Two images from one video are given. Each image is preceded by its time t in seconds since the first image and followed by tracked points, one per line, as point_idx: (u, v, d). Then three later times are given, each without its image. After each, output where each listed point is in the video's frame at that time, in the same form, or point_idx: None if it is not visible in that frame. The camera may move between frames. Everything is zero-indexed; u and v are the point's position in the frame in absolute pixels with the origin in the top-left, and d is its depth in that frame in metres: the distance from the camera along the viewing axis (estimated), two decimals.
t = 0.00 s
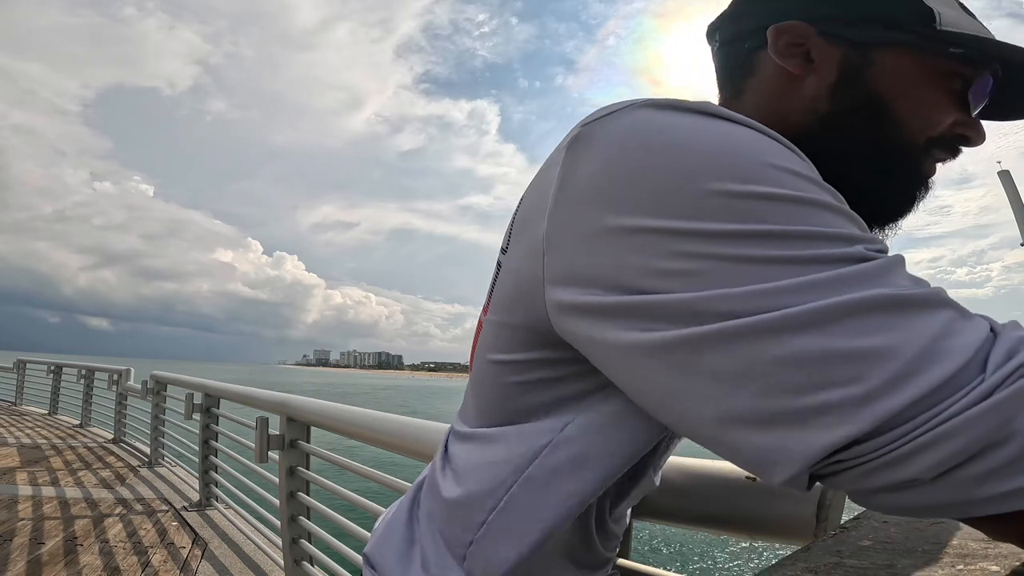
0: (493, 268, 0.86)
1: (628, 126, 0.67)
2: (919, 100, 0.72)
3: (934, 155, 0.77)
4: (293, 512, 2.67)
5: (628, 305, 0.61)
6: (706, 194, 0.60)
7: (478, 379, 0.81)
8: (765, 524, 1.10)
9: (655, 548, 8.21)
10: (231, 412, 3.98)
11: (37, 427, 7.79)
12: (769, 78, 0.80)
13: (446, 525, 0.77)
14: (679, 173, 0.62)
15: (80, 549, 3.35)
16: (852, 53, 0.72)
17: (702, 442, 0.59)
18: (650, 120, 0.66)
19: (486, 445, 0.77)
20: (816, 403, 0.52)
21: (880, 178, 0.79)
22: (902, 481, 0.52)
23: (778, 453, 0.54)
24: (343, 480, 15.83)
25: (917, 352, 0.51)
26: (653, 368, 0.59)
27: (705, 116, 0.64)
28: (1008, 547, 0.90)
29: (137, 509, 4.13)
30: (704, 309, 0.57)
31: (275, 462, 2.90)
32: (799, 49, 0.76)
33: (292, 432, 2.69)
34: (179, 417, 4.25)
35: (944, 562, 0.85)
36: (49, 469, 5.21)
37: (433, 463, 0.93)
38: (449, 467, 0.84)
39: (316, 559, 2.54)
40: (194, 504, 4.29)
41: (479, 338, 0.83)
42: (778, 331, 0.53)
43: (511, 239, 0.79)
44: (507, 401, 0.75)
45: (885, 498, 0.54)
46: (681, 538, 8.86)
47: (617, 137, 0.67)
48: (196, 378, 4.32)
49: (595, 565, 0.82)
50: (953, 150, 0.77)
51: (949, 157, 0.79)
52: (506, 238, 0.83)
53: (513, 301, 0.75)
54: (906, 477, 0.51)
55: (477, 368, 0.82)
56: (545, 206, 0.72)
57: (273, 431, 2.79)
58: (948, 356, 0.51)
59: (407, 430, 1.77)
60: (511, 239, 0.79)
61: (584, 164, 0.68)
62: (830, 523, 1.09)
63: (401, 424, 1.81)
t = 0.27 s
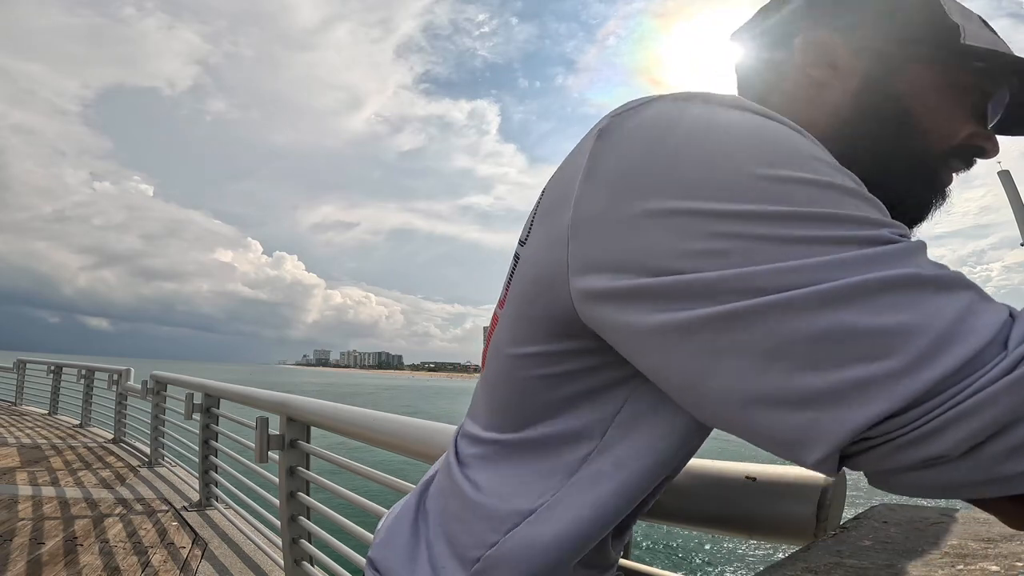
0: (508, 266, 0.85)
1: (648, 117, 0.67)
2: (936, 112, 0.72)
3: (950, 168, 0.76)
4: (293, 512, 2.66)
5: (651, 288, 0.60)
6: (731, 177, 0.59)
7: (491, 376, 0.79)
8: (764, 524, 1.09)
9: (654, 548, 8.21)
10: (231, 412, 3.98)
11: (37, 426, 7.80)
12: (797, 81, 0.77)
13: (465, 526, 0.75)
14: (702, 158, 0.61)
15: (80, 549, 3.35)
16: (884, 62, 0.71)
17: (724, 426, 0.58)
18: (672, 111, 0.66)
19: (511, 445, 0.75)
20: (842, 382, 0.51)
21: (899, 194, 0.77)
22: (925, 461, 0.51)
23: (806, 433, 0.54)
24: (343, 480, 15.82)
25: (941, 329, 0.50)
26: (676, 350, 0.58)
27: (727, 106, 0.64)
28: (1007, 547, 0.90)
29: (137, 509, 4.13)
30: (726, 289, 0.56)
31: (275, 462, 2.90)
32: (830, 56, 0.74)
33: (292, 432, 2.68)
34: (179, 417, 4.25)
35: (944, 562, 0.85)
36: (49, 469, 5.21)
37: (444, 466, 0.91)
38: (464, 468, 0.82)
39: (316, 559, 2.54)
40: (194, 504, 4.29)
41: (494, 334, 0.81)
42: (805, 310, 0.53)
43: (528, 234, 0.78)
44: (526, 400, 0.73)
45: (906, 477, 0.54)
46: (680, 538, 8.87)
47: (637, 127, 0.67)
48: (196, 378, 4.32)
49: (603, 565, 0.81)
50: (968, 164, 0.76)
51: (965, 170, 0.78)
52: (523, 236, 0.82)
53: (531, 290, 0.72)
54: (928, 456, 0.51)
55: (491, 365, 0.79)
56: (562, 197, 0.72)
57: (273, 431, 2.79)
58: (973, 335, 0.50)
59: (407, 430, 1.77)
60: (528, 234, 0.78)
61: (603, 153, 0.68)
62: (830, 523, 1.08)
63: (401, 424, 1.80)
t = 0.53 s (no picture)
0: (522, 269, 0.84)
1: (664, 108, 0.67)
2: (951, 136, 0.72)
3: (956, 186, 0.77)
4: (293, 512, 2.66)
5: (672, 255, 0.59)
6: (751, 156, 0.58)
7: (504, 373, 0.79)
8: (764, 523, 1.09)
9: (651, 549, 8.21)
10: (231, 412, 3.98)
11: (37, 427, 7.79)
12: (808, 99, 0.77)
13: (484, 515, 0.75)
14: (719, 138, 0.61)
15: (80, 549, 3.34)
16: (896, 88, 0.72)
17: (730, 393, 0.56)
18: (686, 102, 0.66)
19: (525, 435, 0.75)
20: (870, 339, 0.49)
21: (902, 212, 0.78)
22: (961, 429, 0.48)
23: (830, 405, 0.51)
24: (343, 480, 15.83)
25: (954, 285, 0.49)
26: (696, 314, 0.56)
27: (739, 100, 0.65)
28: (1008, 547, 0.90)
29: (137, 509, 4.13)
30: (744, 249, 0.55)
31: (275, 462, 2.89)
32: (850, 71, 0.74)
33: (292, 432, 2.68)
34: (179, 417, 4.24)
35: (944, 562, 0.85)
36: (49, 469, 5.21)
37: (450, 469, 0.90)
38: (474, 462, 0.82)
39: (316, 559, 2.54)
40: (194, 504, 4.29)
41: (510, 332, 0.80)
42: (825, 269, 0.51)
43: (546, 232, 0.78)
44: (539, 391, 0.72)
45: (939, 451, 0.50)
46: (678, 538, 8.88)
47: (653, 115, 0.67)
48: (196, 378, 4.31)
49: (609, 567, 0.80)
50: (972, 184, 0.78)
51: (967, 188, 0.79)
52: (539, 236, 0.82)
53: (551, 278, 0.71)
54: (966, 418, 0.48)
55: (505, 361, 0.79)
56: (583, 188, 0.72)
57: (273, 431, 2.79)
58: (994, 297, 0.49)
59: (407, 430, 1.76)
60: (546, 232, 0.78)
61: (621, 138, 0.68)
62: (831, 523, 1.08)
63: (402, 424, 1.80)
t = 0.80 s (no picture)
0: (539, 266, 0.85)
1: (690, 102, 0.69)
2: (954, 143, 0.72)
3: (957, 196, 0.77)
4: (293, 512, 2.66)
5: (705, 232, 0.59)
6: (780, 143, 0.60)
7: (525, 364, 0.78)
8: (764, 523, 1.09)
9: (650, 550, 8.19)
10: (231, 412, 3.98)
11: (37, 427, 7.79)
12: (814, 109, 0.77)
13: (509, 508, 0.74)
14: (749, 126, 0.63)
15: (79, 549, 3.34)
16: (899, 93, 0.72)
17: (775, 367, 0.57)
18: (711, 95, 0.68)
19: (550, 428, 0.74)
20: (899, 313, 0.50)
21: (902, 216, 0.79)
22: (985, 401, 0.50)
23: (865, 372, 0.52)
24: (343, 480, 15.82)
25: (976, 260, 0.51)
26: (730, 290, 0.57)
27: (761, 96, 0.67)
28: (1008, 547, 0.90)
29: (136, 509, 4.13)
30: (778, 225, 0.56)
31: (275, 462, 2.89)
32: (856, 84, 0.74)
33: (292, 432, 2.68)
34: (179, 417, 4.24)
35: (944, 562, 0.85)
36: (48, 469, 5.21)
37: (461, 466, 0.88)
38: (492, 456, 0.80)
39: (316, 559, 2.54)
40: (194, 504, 4.29)
41: (530, 325, 0.80)
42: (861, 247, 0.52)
43: (568, 226, 0.78)
44: (563, 378, 0.72)
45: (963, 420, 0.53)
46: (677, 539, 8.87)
47: (680, 108, 0.69)
48: (196, 378, 4.31)
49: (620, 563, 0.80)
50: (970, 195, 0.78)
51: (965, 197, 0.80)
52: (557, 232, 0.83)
53: (578, 264, 0.72)
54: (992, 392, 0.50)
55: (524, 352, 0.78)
56: (603, 184, 0.73)
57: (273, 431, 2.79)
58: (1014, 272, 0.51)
59: (407, 430, 1.76)
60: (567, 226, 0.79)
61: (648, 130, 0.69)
62: (830, 523, 1.08)
63: (402, 424, 1.80)
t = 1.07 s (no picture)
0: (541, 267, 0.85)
1: (688, 101, 0.70)
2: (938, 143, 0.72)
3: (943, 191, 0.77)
4: (293, 512, 2.66)
5: (701, 223, 0.60)
6: (776, 138, 0.61)
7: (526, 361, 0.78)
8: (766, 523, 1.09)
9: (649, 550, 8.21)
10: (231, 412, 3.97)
11: (37, 427, 7.79)
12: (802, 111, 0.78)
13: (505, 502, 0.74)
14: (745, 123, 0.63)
15: (79, 549, 3.34)
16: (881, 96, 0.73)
17: (770, 357, 0.57)
18: (707, 94, 0.69)
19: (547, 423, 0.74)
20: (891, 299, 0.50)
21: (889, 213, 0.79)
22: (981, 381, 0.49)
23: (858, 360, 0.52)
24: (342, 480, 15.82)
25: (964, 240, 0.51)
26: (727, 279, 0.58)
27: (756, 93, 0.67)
28: (1008, 547, 0.90)
29: (136, 509, 4.13)
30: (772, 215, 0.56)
31: (275, 462, 2.89)
32: (838, 86, 0.75)
33: (292, 432, 2.68)
34: (179, 417, 4.24)
35: (943, 562, 0.85)
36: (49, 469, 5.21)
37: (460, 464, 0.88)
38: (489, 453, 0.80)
39: (316, 559, 2.54)
40: (194, 504, 4.29)
41: (532, 324, 0.80)
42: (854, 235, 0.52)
43: (569, 226, 0.79)
44: (562, 374, 0.72)
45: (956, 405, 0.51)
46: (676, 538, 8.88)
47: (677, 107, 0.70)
48: (196, 378, 4.31)
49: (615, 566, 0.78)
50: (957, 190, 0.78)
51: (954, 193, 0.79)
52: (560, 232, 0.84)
53: (581, 260, 0.72)
54: (984, 374, 0.49)
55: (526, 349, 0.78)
56: (604, 182, 0.73)
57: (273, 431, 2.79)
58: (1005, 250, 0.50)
59: (407, 430, 1.76)
60: (568, 226, 0.79)
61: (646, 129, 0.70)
62: (830, 523, 1.08)
63: (403, 424, 1.80)
